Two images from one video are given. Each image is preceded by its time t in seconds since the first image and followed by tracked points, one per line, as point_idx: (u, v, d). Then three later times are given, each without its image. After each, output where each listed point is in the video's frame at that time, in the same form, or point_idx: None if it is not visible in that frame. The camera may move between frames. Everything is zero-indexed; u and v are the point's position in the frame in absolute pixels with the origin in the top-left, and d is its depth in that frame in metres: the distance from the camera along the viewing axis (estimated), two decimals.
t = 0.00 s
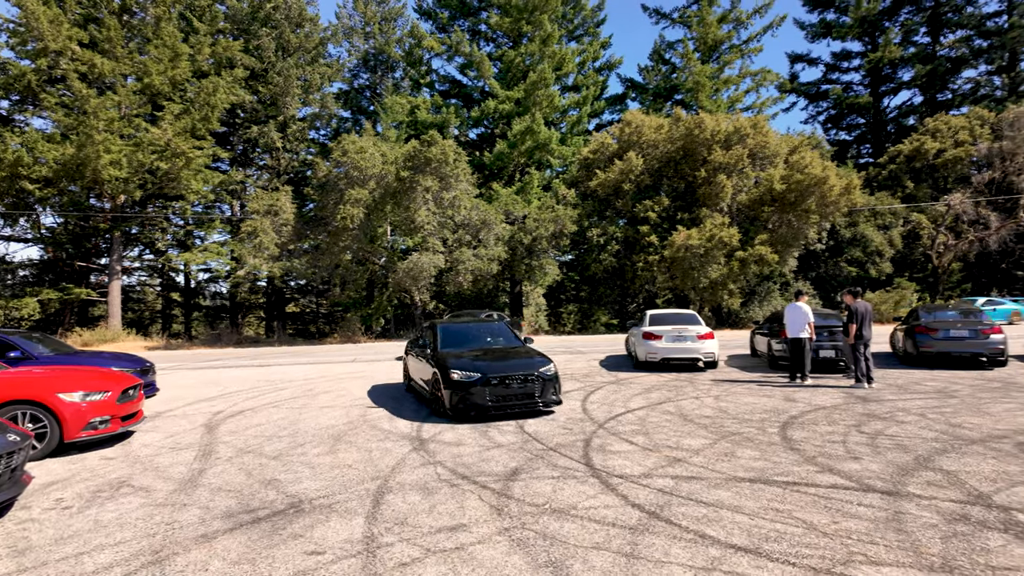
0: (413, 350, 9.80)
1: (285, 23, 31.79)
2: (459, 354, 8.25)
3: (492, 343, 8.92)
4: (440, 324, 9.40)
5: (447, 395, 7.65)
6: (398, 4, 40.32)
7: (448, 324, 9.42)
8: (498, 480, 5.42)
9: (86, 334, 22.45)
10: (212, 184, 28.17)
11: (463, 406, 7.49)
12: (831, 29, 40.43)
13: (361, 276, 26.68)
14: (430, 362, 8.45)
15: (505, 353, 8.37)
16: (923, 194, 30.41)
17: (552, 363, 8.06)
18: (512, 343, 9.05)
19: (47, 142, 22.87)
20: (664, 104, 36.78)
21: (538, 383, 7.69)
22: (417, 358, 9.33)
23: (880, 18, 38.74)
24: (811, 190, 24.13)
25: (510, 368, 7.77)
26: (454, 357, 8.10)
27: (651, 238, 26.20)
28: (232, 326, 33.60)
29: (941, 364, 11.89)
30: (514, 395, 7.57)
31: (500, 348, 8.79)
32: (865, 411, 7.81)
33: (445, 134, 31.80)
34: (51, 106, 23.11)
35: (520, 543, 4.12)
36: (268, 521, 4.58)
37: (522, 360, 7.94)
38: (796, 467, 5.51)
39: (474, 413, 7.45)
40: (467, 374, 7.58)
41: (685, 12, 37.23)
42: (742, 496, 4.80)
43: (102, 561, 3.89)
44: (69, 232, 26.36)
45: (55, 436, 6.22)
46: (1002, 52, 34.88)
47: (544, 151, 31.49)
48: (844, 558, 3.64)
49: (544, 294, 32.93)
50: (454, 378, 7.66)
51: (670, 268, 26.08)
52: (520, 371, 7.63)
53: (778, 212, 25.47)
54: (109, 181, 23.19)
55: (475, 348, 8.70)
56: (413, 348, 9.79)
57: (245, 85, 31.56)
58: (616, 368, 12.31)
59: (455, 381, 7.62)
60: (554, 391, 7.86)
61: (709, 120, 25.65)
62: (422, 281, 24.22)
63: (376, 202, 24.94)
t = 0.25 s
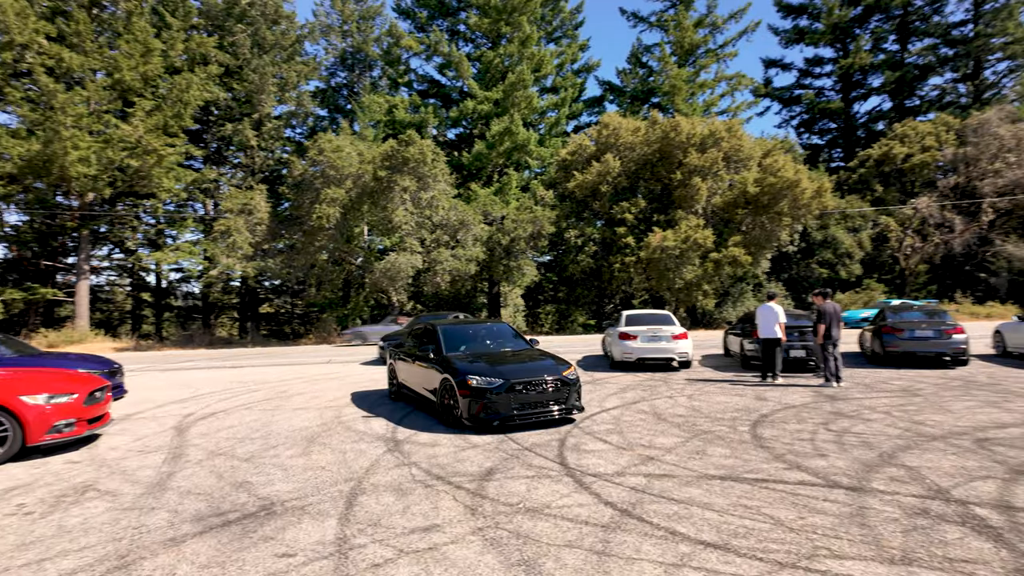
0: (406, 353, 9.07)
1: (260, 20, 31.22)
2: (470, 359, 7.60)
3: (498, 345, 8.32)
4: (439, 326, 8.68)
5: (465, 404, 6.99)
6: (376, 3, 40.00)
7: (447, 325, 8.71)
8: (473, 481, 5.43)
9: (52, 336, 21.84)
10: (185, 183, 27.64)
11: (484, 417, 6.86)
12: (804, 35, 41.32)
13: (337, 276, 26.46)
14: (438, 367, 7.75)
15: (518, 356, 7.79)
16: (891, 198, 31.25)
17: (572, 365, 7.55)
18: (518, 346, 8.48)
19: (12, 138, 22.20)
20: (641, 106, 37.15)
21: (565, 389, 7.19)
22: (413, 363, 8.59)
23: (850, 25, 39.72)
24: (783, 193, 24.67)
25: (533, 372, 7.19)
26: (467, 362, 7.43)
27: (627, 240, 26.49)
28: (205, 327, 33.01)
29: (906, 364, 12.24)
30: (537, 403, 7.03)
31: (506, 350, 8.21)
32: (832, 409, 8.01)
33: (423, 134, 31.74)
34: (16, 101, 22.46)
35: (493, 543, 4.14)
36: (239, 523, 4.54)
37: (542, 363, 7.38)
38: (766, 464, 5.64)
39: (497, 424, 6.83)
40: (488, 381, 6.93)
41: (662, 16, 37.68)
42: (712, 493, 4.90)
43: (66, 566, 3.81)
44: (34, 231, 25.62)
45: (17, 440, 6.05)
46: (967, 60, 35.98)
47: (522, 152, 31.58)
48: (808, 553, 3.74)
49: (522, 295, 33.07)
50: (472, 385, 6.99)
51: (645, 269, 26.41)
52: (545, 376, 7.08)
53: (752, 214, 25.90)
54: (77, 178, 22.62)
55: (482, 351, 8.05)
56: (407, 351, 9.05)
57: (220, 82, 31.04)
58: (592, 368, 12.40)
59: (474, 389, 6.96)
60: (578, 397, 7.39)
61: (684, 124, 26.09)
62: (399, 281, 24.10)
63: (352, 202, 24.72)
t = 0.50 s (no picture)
0: (383, 356, 8.34)
1: (207, 10, 29.88)
2: (471, 362, 7.03)
3: (489, 346, 7.79)
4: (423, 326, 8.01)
5: (475, 412, 6.47)
6: None
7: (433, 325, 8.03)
8: (423, 482, 5.40)
9: None
10: (123, 177, 26.22)
11: (498, 425, 6.36)
12: (750, 44, 42.99)
13: (286, 275, 25.77)
14: (434, 372, 7.12)
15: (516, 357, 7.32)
16: (829, 203, 32.89)
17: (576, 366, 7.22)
18: (508, 345, 8.00)
19: None
20: (595, 109, 37.74)
21: (577, 392, 6.85)
22: (397, 368, 7.88)
23: (794, 36, 41.51)
24: (729, 197, 25.65)
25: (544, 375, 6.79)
26: (471, 366, 6.86)
27: (581, 241, 26.89)
28: (143, 328, 31.44)
29: (841, 362, 12.90)
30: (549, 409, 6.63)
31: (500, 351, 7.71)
32: (773, 406, 8.37)
33: (377, 131, 31.49)
34: None
35: (443, 544, 4.13)
36: (177, 532, 4.37)
37: (550, 365, 7.00)
38: (709, 460, 5.84)
39: (513, 433, 6.35)
40: (502, 387, 6.41)
41: (616, 21, 38.37)
42: (658, 489, 5.04)
43: None
44: None
45: None
46: (899, 73, 38.23)
47: (477, 152, 31.57)
48: (748, 544, 3.90)
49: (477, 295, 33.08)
50: (484, 392, 6.45)
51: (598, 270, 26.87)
52: (557, 379, 6.68)
53: (699, 217, 26.76)
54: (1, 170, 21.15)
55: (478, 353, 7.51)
56: (384, 355, 8.32)
57: (162, 72, 29.61)
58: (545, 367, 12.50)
59: (487, 397, 6.42)
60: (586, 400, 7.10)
61: (636, 128, 26.78)
62: (350, 281, 23.65)
63: (302, 199, 24.11)
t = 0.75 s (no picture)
0: (362, 361, 7.67)
1: None
2: (477, 364, 6.61)
3: (482, 347, 7.41)
4: (411, 328, 7.46)
5: (494, 418, 6.06)
6: None
7: (420, 325, 7.52)
8: (364, 484, 5.30)
9: None
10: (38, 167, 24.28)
11: (520, 432, 5.99)
12: (689, 53, 44.63)
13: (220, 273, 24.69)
14: (438, 376, 6.62)
15: (518, 358, 6.99)
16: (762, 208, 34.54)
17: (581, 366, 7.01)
18: (496, 343, 7.66)
19: None
20: (540, 111, 38.11)
21: (589, 394, 6.65)
22: (385, 373, 7.26)
23: (730, 47, 43.38)
24: (668, 200, 26.55)
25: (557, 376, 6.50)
26: (482, 369, 6.45)
27: (526, 241, 27.10)
28: (61, 329, 29.27)
29: (771, 359, 13.60)
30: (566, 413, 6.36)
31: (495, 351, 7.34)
32: (708, 401, 8.73)
33: (319, 125, 30.69)
34: None
35: (384, 545, 4.06)
36: (96, 544, 4.13)
37: (559, 365, 6.74)
38: (648, 454, 6.03)
39: (535, 439, 6.01)
40: (523, 390, 6.06)
41: (561, 24, 38.87)
42: (598, 483, 5.16)
43: None
44: None
45: None
46: (825, 86, 40.64)
47: (423, 150, 31.19)
48: (684, 535, 4.05)
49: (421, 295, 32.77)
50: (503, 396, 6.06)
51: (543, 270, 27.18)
52: (571, 380, 6.41)
53: (640, 219, 27.52)
54: None
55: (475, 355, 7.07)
56: (365, 360, 7.64)
57: (83, 56, 27.64)
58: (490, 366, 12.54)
59: (506, 400, 6.03)
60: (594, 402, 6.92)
61: (580, 131, 27.27)
62: (289, 279, 22.85)
63: (237, 193, 23.15)
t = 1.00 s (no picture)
0: (371, 361, 7.13)
1: None
2: (511, 364, 6.32)
3: (500, 344, 7.13)
4: (426, 326, 7.01)
5: (543, 421, 5.81)
6: None
7: (436, 322, 7.10)
8: (325, 484, 5.21)
9: None
10: None
11: (572, 434, 5.77)
12: (648, 55, 45.54)
13: (171, 269, 24.02)
14: (472, 378, 6.26)
15: (546, 357, 6.76)
16: (717, 208, 35.55)
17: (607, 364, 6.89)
18: (512, 341, 7.38)
19: None
20: (501, 109, 38.09)
21: (625, 394, 6.53)
22: (402, 374, 6.77)
23: (687, 50, 44.42)
24: (628, 200, 26.88)
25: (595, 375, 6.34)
26: (521, 369, 6.17)
27: (489, 238, 27.12)
28: None
29: (726, 355, 14.06)
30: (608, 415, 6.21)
31: (516, 350, 7.07)
32: (667, 397, 8.97)
33: (274, 118, 29.64)
34: None
35: (346, 545, 4.00)
36: (41, 551, 4.00)
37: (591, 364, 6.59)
38: (610, 448, 6.15)
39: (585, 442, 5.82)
40: (572, 391, 5.87)
41: (522, 23, 38.89)
42: (561, 479, 5.22)
43: None
44: None
45: None
46: (777, 91, 42.11)
47: (383, 145, 30.69)
48: (645, 528, 4.15)
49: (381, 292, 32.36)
50: (551, 397, 5.83)
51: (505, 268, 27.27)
52: (610, 380, 6.28)
53: (600, 219, 27.92)
54: None
55: (500, 354, 6.77)
56: (374, 360, 7.10)
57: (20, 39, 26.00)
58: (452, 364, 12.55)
59: (554, 402, 5.81)
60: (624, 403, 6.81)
61: (541, 129, 27.40)
62: (244, 276, 22.11)
63: (189, 186, 22.23)
